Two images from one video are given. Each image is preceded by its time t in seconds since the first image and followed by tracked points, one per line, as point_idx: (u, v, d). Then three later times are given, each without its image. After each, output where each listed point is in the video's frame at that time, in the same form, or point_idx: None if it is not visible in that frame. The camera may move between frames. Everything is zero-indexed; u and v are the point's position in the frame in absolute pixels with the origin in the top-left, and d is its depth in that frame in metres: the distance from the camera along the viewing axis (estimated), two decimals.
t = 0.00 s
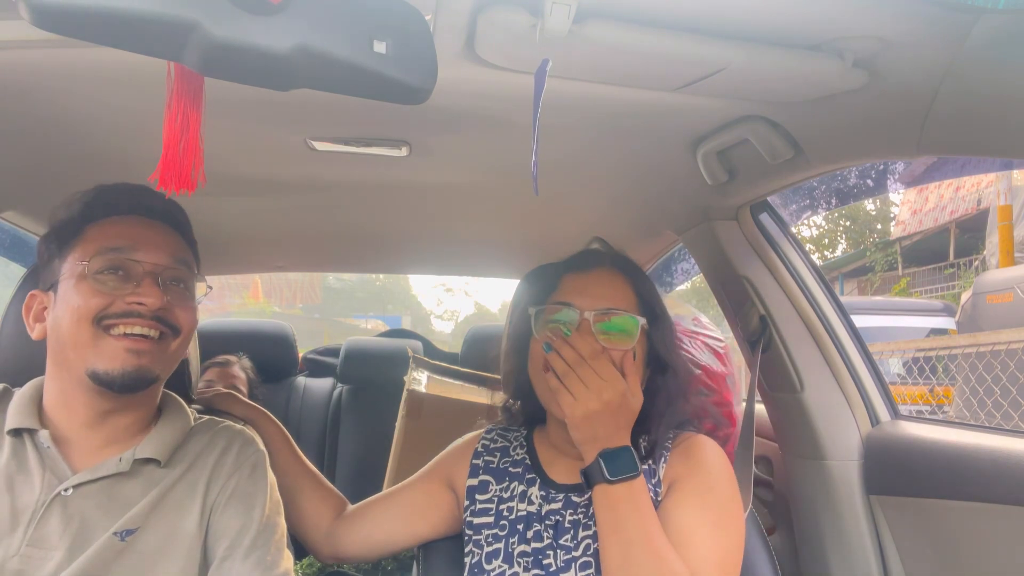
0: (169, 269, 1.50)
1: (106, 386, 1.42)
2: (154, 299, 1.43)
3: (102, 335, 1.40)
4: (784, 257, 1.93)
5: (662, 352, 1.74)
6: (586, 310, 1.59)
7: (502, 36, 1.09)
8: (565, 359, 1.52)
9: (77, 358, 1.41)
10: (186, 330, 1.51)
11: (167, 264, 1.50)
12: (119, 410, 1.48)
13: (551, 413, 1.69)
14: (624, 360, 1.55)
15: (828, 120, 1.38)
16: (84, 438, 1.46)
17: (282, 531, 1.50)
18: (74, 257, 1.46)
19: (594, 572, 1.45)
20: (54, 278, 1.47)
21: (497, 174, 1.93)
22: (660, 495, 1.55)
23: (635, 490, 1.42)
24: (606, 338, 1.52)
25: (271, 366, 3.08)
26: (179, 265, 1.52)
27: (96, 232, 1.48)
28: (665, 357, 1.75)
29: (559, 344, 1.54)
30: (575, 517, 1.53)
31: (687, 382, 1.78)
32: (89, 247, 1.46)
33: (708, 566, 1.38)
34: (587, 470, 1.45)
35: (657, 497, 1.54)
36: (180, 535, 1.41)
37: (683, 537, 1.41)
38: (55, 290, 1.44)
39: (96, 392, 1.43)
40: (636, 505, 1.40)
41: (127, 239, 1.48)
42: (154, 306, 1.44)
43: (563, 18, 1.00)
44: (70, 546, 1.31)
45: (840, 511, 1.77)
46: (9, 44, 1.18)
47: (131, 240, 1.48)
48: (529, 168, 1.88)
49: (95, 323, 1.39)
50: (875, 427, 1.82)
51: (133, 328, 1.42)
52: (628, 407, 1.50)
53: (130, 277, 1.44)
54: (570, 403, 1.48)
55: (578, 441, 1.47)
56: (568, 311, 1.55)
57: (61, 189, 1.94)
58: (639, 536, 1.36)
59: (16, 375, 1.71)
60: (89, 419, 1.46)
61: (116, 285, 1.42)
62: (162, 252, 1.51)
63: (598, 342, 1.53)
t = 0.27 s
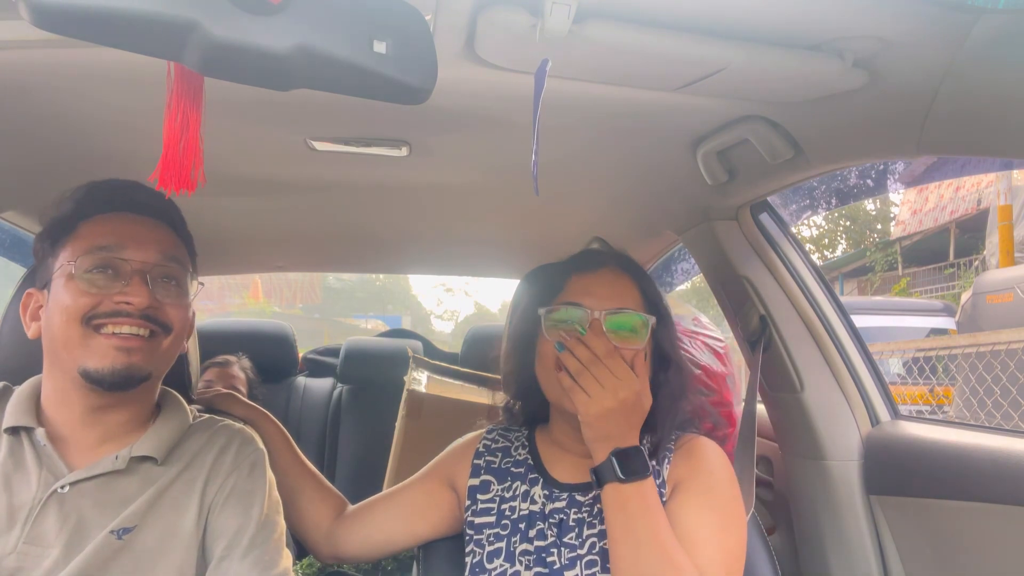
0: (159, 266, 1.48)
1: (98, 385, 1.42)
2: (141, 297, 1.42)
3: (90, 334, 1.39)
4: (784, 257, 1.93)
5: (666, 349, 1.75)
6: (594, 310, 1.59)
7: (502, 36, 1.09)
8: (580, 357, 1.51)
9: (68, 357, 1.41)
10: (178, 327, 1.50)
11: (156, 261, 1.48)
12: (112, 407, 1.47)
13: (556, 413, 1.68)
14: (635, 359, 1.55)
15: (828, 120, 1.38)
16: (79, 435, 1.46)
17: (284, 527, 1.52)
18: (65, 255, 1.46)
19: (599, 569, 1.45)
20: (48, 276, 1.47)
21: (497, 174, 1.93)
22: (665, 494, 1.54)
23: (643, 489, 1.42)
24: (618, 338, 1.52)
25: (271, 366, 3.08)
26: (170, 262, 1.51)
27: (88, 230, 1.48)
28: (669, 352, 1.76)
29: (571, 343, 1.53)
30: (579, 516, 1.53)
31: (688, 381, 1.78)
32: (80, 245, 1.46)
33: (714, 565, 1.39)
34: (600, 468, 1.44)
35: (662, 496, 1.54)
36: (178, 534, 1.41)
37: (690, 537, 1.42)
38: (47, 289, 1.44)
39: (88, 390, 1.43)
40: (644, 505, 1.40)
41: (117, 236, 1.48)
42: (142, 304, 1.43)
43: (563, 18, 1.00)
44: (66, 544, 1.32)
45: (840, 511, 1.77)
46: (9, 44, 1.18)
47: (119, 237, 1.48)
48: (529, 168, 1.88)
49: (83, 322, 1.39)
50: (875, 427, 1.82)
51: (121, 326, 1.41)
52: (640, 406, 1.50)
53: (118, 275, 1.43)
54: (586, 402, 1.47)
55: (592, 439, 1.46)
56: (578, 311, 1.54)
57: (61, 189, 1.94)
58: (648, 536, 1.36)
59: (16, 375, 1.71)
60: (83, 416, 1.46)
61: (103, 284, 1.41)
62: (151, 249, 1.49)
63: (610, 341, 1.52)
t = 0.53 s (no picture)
0: (151, 266, 1.48)
1: (92, 386, 1.43)
2: (132, 301, 1.42)
3: (84, 337, 1.39)
4: (784, 257, 1.93)
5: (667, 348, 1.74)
6: (594, 310, 1.59)
7: (503, 36, 1.09)
8: (577, 356, 1.51)
9: (63, 359, 1.41)
10: (171, 328, 1.50)
11: (149, 262, 1.48)
12: (107, 406, 1.48)
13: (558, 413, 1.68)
14: (635, 357, 1.54)
15: (828, 120, 1.38)
16: (74, 433, 1.47)
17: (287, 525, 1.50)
18: (59, 256, 1.46)
19: (601, 567, 1.46)
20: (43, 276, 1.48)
21: (497, 174, 1.93)
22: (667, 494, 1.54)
23: (644, 487, 1.42)
24: (617, 337, 1.51)
25: (271, 366, 3.08)
26: (163, 263, 1.50)
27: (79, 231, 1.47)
28: (669, 352, 1.75)
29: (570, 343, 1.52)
30: (581, 514, 1.54)
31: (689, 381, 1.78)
32: (73, 245, 1.46)
33: (715, 564, 1.39)
34: (601, 467, 1.44)
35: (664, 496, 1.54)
36: (172, 529, 1.41)
37: (691, 537, 1.42)
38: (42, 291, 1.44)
39: (83, 391, 1.44)
40: (645, 503, 1.40)
41: (108, 237, 1.47)
42: (134, 307, 1.43)
43: (563, 17, 1.00)
44: (59, 539, 1.32)
45: (840, 510, 1.77)
46: (8, 44, 1.18)
47: (114, 239, 1.47)
48: (529, 168, 1.88)
49: (76, 325, 1.39)
50: (875, 427, 1.82)
51: (114, 330, 1.41)
52: (640, 405, 1.49)
53: (109, 278, 1.42)
54: (586, 401, 1.47)
55: (591, 438, 1.46)
56: (578, 312, 1.53)
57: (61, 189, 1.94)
58: (649, 535, 1.36)
59: (15, 375, 1.70)
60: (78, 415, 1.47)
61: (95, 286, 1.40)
62: (144, 249, 1.49)
63: (610, 341, 1.51)
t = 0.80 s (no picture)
0: (149, 268, 1.48)
1: (91, 389, 1.43)
2: (130, 304, 1.42)
3: (82, 340, 1.39)
4: (784, 257, 1.93)
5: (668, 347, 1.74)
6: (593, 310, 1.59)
7: (503, 36, 1.09)
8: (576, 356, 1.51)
9: (61, 361, 1.41)
10: (169, 331, 1.50)
11: (146, 264, 1.48)
12: (105, 407, 1.48)
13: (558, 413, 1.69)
14: (635, 357, 1.54)
15: (828, 120, 1.38)
16: (71, 433, 1.48)
17: (283, 528, 1.50)
18: (57, 257, 1.45)
19: (603, 569, 1.46)
20: (40, 277, 1.47)
21: (497, 174, 1.93)
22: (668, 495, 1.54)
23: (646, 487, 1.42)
24: (616, 337, 1.51)
25: (271, 366, 3.08)
26: (160, 266, 1.50)
27: (78, 233, 1.47)
28: (669, 351, 1.76)
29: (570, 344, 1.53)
30: (582, 516, 1.53)
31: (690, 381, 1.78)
32: (71, 246, 1.45)
33: (717, 565, 1.40)
34: (602, 467, 1.44)
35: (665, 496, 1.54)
36: (165, 523, 1.41)
37: (693, 538, 1.42)
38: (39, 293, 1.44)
39: (79, 393, 1.44)
40: (647, 504, 1.40)
41: (105, 240, 1.47)
42: (132, 311, 1.42)
43: (563, 17, 1.00)
44: (56, 537, 1.33)
45: (840, 511, 1.76)
46: (8, 43, 1.18)
47: (110, 241, 1.47)
48: (529, 168, 1.88)
49: (74, 328, 1.39)
50: (875, 426, 1.82)
51: (112, 333, 1.41)
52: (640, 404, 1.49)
53: (107, 280, 1.41)
54: (586, 401, 1.47)
55: (592, 438, 1.46)
56: (576, 312, 1.53)
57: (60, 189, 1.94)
58: (653, 536, 1.35)
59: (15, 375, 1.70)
60: (76, 416, 1.47)
61: (93, 289, 1.40)
62: (142, 251, 1.48)
63: (609, 341, 1.51)
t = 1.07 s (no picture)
0: (141, 269, 1.48)
1: (85, 391, 1.43)
2: (122, 306, 1.42)
3: (76, 343, 1.39)
4: (784, 257, 1.93)
5: (665, 345, 1.75)
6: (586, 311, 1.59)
7: (503, 36, 1.09)
8: (570, 357, 1.51)
9: (55, 364, 1.41)
10: (162, 331, 1.50)
11: (138, 265, 1.48)
12: (100, 408, 1.48)
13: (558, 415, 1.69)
14: (629, 357, 1.54)
15: (828, 119, 1.38)
16: (67, 435, 1.48)
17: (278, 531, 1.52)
18: (48, 259, 1.45)
19: (603, 569, 1.46)
20: (32, 280, 1.47)
21: (497, 175, 1.93)
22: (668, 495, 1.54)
23: (645, 488, 1.42)
24: (610, 337, 1.52)
25: (271, 366, 3.08)
26: (152, 266, 1.50)
27: (67, 235, 1.46)
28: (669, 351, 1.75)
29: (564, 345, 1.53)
30: (582, 516, 1.53)
31: (689, 381, 1.77)
32: (62, 248, 1.45)
33: (717, 566, 1.39)
34: (600, 470, 1.44)
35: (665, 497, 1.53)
36: (167, 533, 1.41)
37: (692, 538, 1.42)
38: (32, 296, 1.44)
39: (74, 396, 1.44)
40: (645, 505, 1.39)
41: (95, 241, 1.46)
42: (125, 313, 1.42)
43: (563, 17, 1.00)
44: (54, 540, 1.32)
45: (840, 511, 1.76)
46: (8, 43, 1.18)
47: (100, 244, 1.46)
48: (529, 168, 1.88)
49: (68, 331, 1.39)
50: (875, 426, 1.81)
51: (106, 335, 1.41)
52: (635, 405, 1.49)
53: (99, 283, 1.41)
54: (581, 402, 1.47)
55: (588, 441, 1.46)
56: (570, 315, 1.54)
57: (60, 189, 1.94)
58: (651, 539, 1.35)
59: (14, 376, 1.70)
60: (70, 418, 1.47)
61: (85, 292, 1.40)
62: (133, 252, 1.48)
63: (602, 342, 1.52)
